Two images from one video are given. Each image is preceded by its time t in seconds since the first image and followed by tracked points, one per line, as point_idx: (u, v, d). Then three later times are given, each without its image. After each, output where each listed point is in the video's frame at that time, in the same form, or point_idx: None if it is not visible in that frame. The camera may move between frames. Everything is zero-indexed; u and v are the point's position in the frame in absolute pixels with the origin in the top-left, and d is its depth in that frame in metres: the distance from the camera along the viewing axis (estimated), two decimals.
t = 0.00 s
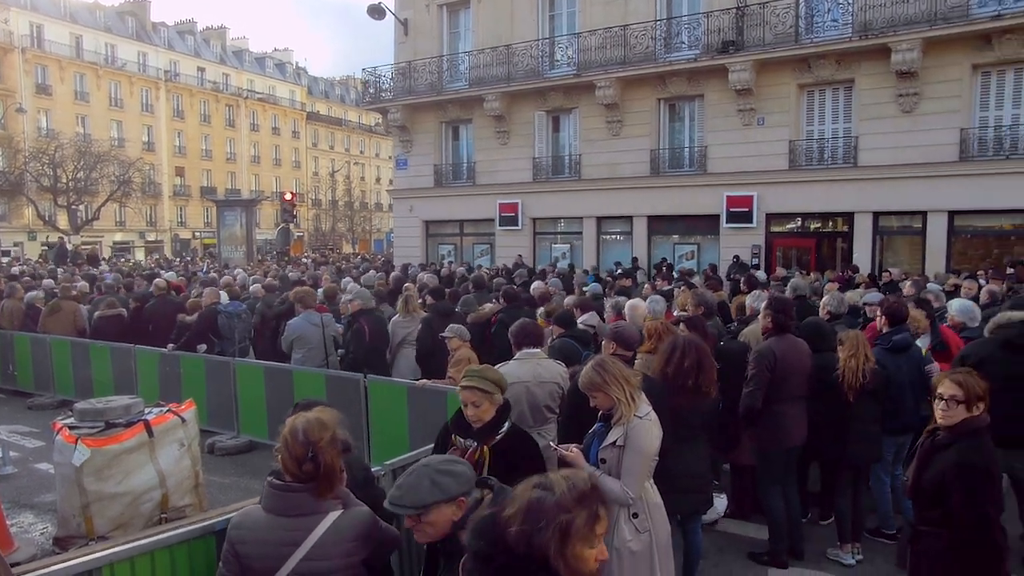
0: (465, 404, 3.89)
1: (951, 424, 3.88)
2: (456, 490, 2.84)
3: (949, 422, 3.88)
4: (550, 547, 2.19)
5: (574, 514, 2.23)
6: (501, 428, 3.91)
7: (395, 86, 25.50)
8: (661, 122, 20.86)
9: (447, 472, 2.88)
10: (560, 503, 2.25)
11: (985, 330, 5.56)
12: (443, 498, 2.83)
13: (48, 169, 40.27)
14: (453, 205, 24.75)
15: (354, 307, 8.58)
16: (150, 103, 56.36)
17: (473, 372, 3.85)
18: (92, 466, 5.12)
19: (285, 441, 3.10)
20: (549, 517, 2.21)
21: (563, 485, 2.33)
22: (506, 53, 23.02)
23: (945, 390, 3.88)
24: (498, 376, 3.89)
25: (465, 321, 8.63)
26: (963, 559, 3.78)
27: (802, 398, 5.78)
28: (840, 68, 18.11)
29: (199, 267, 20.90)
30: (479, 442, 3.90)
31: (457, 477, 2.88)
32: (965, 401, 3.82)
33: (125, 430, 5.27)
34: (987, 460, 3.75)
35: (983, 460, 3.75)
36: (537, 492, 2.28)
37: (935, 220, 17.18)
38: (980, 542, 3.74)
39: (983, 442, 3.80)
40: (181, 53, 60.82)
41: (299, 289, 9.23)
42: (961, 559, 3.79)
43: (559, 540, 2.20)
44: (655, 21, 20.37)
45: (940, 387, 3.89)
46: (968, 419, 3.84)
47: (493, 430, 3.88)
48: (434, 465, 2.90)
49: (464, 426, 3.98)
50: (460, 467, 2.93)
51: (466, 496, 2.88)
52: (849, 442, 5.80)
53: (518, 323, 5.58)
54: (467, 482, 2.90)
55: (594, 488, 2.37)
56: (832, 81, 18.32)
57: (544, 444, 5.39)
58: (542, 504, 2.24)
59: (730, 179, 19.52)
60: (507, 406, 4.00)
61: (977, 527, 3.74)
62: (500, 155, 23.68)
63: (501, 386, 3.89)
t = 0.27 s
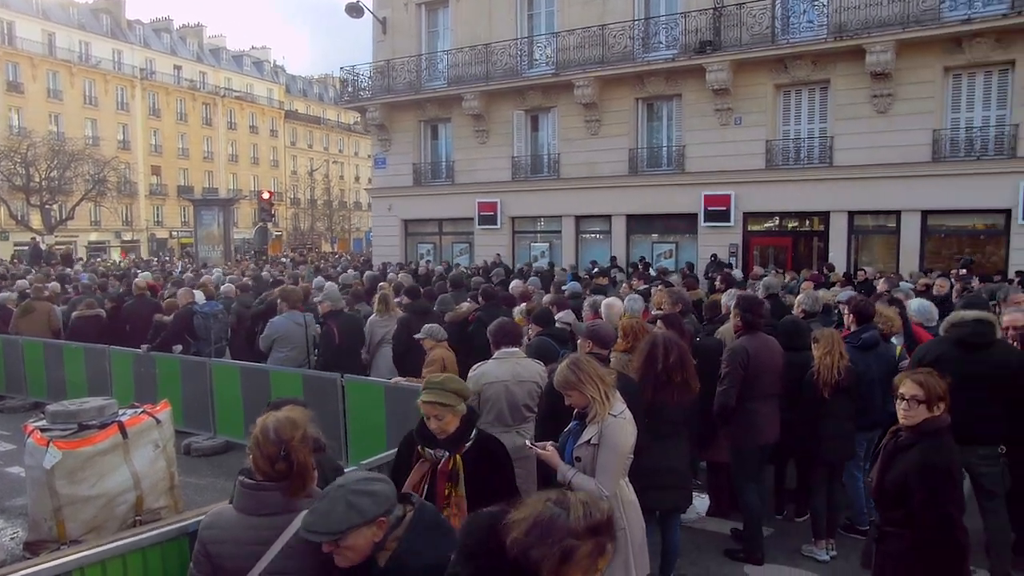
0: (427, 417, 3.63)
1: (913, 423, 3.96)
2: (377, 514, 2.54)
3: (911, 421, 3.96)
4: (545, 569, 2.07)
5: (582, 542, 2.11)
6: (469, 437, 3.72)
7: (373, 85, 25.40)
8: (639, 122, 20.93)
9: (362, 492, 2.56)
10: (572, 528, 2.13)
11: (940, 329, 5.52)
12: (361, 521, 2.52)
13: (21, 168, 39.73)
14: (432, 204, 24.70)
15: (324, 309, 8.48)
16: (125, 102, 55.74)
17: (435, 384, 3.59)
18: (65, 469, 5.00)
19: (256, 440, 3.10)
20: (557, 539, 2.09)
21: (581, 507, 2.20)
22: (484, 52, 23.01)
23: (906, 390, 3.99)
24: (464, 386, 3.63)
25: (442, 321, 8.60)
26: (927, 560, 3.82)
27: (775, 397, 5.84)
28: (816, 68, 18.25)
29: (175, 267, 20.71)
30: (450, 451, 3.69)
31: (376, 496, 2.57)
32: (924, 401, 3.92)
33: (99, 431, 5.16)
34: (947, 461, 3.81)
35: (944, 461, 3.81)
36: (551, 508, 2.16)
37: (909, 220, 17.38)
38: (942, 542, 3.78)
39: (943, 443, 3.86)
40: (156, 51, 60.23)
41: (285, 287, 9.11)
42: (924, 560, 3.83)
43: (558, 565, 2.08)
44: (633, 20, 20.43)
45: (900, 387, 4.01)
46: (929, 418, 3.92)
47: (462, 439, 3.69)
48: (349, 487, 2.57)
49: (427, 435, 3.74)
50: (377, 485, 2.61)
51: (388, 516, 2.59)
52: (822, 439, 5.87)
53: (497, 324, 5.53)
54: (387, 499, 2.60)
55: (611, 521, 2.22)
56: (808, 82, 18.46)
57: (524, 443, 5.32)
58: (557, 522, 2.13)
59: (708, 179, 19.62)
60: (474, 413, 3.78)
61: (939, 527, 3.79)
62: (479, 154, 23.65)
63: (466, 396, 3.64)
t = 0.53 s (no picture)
0: (384, 425, 3.60)
1: (883, 420, 4.00)
2: (304, 496, 2.54)
3: (882, 417, 4.01)
4: None
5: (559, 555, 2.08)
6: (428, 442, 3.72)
7: (353, 84, 25.30)
8: (619, 122, 20.99)
9: (290, 474, 2.56)
10: (549, 538, 2.09)
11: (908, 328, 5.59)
12: (286, 505, 2.51)
13: None
14: (412, 204, 24.63)
15: (297, 313, 8.33)
16: (102, 101, 55.15)
17: (390, 392, 3.58)
18: (39, 473, 4.57)
19: (231, 441, 3.13)
20: (534, 548, 2.06)
21: (559, 514, 2.16)
22: (464, 52, 22.99)
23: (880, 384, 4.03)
24: (419, 392, 3.63)
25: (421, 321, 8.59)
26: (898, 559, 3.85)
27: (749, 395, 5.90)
28: (794, 70, 18.39)
29: (153, 268, 20.51)
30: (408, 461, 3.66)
31: (304, 479, 2.57)
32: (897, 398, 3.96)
33: (73, 434, 4.75)
34: (919, 459, 3.86)
35: (915, 459, 3.85)
36: (528, 514, 2.13)
37: (885, 220, 17.56)
38: (913, 542, 3.82)
39: (914, 441, 3.91)
40: (134, 50, 59.64)
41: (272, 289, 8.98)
42: (895, 559, 3.87)
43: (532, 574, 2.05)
44: (613, 21, 20.49)
45: (875, 384, 4.04)
46: (900, 415, 3.96)
47: (422, 447, 3.67)
48: (274, 469, 2.56)
49: (385, 445, 3.70)
50: (305, 467, 2.61)
51: (315, 500, 2.59)
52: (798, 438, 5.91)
53: (476, 323, 5.49)
54: (314, 484, 2.59)
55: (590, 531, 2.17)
56: (786, 83, 18.59)
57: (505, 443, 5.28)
58: (538, 530, 2.09)
59: (687, 179, 19.72)
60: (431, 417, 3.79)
61: (910, 527, 3.83)
62: (459, 154, 23.62)
63: (422, 401, 3.64)
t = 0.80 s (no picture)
0: (343, 432, 3.62)
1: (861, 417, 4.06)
2: (231, 480, 2.54)
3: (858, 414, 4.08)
4: None
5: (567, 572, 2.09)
6: (390, 449, 3.66)
7: (334, 85, 25.22)
8: (601, 124, 21.05)
9: (224, 456, 2.58)
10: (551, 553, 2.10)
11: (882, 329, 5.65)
12: (211, 483, 2.53)
13: None
14: (394, 204, 24.59)
15: (273, 313, 8.36)
16: (79, 101, 54.65)
17: (348, 399, 3.56)
18: (13, 477, 4.49)
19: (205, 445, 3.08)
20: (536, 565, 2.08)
21: (560, 529, 2.16)
22: (446, 53, 22.97)
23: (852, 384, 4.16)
24: (377, 398, 3.60)
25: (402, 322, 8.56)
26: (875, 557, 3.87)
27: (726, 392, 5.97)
28: (773, 72, 18.52)
29: (131, 269, 20.35)
30: (364, 469, 3.64)
31: (237, 465, 2.57)
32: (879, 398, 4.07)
33: (49, 438, 4.65)
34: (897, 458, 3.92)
35: (892, 458, 3.91)
36: (529, 530, 2.15)
37: (864, 221, 17.72)
38: (891, 541, 3.85)
39: (891, 440, 3.97)
40: (112, 50, 59.13)
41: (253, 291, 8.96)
42: (873, 559, 3.88)
43: None
44: (594, 23, 20.55)
45: (842, 382, 4.22)
46: (870, 414, 4.04)
47: (380, 454, 3.63)
48: (214, 447, 2.60)
49: (345, 453, 3.71)
50: (245, 454, 2.62)
51: (245, 490, 2.59)
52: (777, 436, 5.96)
53: (458, 324, 5.45)
54: (248, 473, 2.58)
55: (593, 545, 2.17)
56: (765, 85, 18.72)
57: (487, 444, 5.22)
58: (536, 546, 2.09)
59: (668, 180, 19.81)
60: (395, 424, 3.74)
61: (886, 526, 3.87)
62: (441, 155, 23.60)
63: (379, 408, 3.60)
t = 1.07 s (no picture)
0: (303, 437, 3.55)
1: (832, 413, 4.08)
2: (139, 501, 2.36)
3: (830, 408, 4.08)
4: None
5: None
6: (348, 457, 3.57)
7: (312, 86, 25.11)
8: (579, 125, 21.11)
9: (135, 472, 2.40)
10: None
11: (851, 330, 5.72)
12: (118, 504, 2.35)
13: None
14: (373, 205, 24.53)
15: (250, 316, 8.31)
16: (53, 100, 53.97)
17: (311, 401, 3.52)
18: None
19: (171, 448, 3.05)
20: None
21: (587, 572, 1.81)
22: (425, 54, 22.93)
23: (824, 379, 4.12)
24: (339, 404, 3.55)
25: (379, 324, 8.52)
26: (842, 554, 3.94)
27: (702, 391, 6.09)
28: (750, 74, 18.66)
29: (105, 270, 20.15)
30: (320, 478, 3.58)
31: (148, 484, 2.38)
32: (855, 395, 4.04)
33: (19, 443, 4.23)
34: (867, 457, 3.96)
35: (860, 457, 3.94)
36: None
37: (840, 222, 17.89)
38: (857, 538, 3.92)
39: (860, 438, 4.00)
40: (87, 49, 58.47)
41: (228, 292, 8.89)
42: (840, 556, 3.95)
43: None
44: (572, 25, 20.61)
45: (810, 382, 4.22)
46: (836, 413, 4.05)
47: (338, 463, 3.54)
48: (127, 462, 2.42)
49: (306, 460, 3.63)
50: (159, 471, 2.42)
51: (157, 511, 2.40)
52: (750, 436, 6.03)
53: (439, 325, 5.40)
54: (160, 495, 2.38)
55: None
56: (743, 87, 18.85)
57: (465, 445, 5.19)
58: None
59: (647, 181, 19.90)
60: (359, 432, 3.66)
61: (852, 523, 3.92)
62: (420, 156, 23.56)
63: (341, 414, 3.54)
